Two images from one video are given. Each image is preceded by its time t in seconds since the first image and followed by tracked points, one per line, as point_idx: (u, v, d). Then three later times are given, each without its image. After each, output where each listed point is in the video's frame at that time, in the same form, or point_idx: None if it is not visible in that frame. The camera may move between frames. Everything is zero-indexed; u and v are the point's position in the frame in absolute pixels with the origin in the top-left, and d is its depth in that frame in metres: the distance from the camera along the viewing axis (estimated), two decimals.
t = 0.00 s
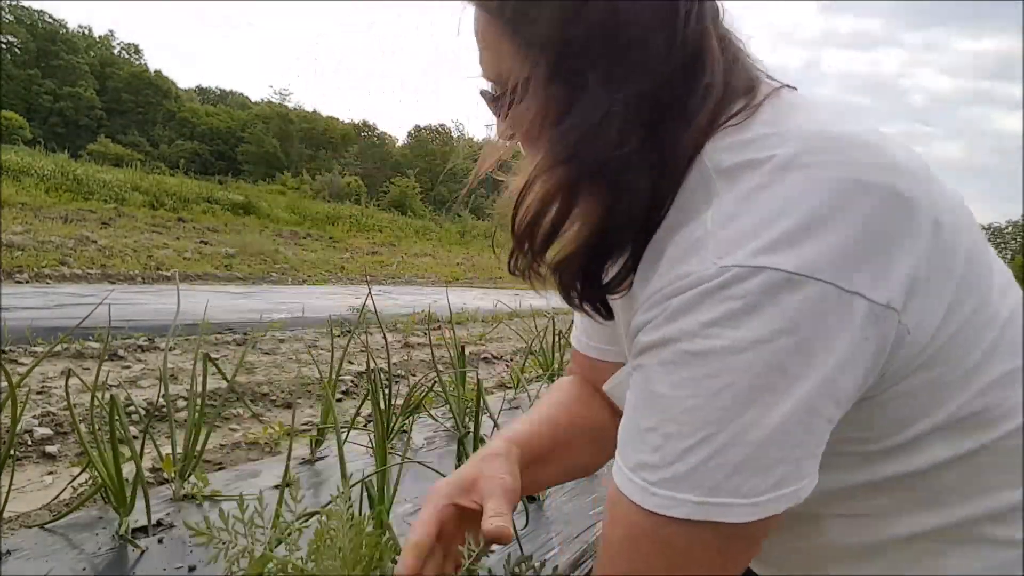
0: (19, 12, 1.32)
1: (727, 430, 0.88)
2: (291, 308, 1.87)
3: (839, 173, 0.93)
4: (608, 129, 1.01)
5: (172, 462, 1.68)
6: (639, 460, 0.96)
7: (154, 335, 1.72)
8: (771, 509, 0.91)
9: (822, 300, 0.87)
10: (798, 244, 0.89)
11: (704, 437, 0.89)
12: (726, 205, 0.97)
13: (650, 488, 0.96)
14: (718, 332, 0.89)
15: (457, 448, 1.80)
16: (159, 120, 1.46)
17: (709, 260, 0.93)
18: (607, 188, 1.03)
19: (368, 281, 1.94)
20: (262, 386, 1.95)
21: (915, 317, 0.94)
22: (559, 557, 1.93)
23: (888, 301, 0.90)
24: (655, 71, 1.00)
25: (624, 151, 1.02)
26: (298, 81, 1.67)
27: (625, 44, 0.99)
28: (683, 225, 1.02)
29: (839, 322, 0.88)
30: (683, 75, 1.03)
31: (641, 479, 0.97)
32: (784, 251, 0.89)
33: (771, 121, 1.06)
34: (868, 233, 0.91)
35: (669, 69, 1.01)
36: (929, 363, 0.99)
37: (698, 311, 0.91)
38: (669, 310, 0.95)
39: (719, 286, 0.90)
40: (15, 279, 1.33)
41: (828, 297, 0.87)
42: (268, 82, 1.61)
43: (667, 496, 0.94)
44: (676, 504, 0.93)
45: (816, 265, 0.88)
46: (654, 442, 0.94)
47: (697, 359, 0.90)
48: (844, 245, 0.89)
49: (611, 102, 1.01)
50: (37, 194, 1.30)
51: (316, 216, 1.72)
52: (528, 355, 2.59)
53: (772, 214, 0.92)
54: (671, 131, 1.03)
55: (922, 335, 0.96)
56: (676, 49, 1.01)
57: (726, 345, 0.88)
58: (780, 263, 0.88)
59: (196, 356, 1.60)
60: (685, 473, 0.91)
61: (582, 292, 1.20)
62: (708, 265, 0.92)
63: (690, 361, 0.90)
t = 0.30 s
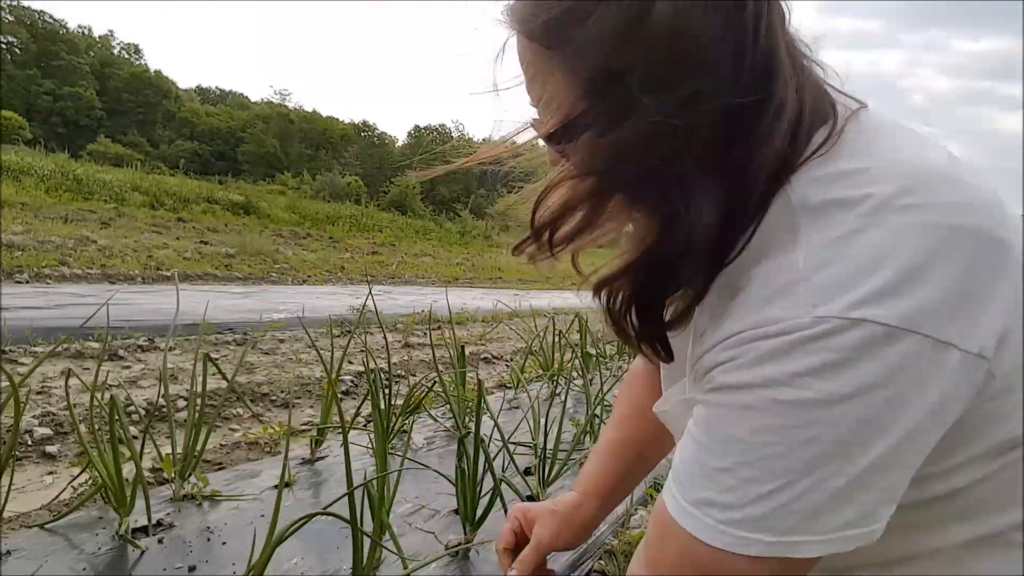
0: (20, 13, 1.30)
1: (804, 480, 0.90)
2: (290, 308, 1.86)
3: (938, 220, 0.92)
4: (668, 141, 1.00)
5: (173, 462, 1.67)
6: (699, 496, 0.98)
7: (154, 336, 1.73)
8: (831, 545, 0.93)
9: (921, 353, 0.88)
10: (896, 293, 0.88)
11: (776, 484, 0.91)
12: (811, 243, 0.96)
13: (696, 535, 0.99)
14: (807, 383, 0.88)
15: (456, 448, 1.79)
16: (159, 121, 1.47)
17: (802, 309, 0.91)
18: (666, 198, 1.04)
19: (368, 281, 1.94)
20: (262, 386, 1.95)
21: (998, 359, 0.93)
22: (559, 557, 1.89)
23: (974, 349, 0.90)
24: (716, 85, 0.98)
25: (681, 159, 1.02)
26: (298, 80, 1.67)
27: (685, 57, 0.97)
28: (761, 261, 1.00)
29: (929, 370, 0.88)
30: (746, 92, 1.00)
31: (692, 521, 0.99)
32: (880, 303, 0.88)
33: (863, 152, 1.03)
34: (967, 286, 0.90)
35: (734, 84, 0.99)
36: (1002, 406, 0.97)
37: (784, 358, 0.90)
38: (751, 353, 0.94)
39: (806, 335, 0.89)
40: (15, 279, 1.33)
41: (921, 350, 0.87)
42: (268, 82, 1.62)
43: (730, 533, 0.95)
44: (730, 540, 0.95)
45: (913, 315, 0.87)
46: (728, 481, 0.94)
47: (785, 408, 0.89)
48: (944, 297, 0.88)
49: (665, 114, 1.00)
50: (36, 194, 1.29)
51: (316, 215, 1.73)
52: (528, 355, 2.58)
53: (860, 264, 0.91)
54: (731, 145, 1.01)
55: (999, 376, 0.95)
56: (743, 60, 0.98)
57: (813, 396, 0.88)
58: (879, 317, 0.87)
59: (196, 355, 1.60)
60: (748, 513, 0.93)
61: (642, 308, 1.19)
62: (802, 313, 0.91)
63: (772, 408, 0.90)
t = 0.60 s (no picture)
0: (19, 12, 1.29)
1: (841, 480, 0.90)
2: (290, 308, 1.94)
3: (978, 239, 0.89)
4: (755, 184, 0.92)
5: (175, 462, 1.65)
6: (735, 492, 0.99)
7: (154, 335, 1.75)
8: (857, 540, 0.95)
9: (954, 366, 0.86)
10: (934, 305, 0.87)
11: (814, 483, 0.91)
12: (856, 259, 0.94)
13: (730, 534, 1.01)
14: (848, 389, 0.87)
15: (456, 447, 1.79)
16: (159, 121, 1.48)
17: (847, 320, 0.89)
18: (747, 244, 0.93)
19: (367, 281, 1.95)
20: (262, 385, 1.96)
21: None
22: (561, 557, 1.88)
23: (1010, 364, 0.88)
24: (790, 120, 0.93)
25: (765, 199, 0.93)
26: (298, 81, 1.67)
27: (757, 100, 0.91)
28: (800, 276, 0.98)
29: (962, 383, 0.87)
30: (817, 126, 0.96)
31: (727, 518, 1.01)
32: (923, 317, 0.86)
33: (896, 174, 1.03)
34: (1007, 299, 0.88)
35: (799, 125, 0.93)
36: None
37: (827, 367, 0.88)
38: (795, 359, 0.92)
39: (861, 343, 0.87)
40: (16, 279, 1.33)
41: (955, 361, 0.86)
42: (268, 82, 1.62)
43: (763, 528, 0.97)
44: (763, 537, 0.97)
45: (952, 329, 0.86)
46: (765, 478, 0.95)
47: (829, 414, 0.88)
48: (984, 309, 0.87)
49: (748, 154, 0.92)
50: (36, 194, 1.28)
51: (316, 216, 1.72)
52: (528, 355, 2.57)
53: (900, 278, 0.90)
54: (806, 183, 0.95)
55: None
56: (808, 105, 0.93)
57: (857, 401, 0.86)
58: (920, 329, 0.85)
59: (196, 355, 1.59)
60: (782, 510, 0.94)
61: (695, 356, 1.10)
62: (850, 324, 0.89)
63: (817, 412, 0.89)
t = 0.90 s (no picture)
0: (19, 12, 1.30)
1: (834, 450, 0.86)
2: (291, 307, 1.99)
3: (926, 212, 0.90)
4: (737, 183, 0.95)
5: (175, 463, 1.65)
6: (740, 471, 0.95)
7: (153, 335, 1.76)
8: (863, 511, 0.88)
9: (923, 329, 0.84)
10: (898, 270, 0.85)
11: (806, 451, 0.88)
12: (819, 239, 0.94)
13: (737, 513, 0.95)
14: (824, 357, 0.85)
15: (456, 448, 1.79)
16: (160, 121, 1.48)
17: (815, 293, 0.89)
18: (725, 236, 0.95)
19: (367, 281, 1.96)
20: (261, 385, 1.96)
21: (1002, 341, 0.90)
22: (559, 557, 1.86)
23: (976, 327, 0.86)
24: (766, 125, 0.96)
25: (744, 197, 0.95)
26: (298, 82, 1.68)
27: (737, 106, 0.95)
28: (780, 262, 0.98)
29: (938, 346, 0.85)
30: (788, 130, 0.99)
31: (735, 497, 0.95)
32: (880, 283, 0.85)
33: (859, 160, 1.03)
34: (962, 266, 0.87)
35: (773, 130, 0.97)
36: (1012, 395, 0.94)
37: (803, 341, 0.88)
38: (775, 340, 0.91)
39: (830, 313, 0.86)
40: (16, 279, 1.35)
41: (927, 325, 0.84)
42: (268, 82, 1.62)
43: (769, 505, 0.91)
44: (772, 513, 0.91)
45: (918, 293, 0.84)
46: (764, 454, 0.91)
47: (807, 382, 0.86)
48: (944, 272, 0.86)
49: (728, 154, 0.95)
50: (36, 194, 1.28)
51: (317, 216, 1.68)
52: (528, 355, 2.57)
53: (857, 250, 0.89)
54: (781, 182, 0.97)
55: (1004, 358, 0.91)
56: (780, 112, 0.98)
57: (838, 367, 0.84)
58: (880, 294, 0.84)
59: (196, 356, 1.58)
60: (781, 485, 0.90)
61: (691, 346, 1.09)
62: (818, 295, 0.88)
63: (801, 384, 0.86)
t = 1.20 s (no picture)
0: (19, 12, 1.31)
1: (740, 399, 0.84)
2: (289, 308, 2.00)
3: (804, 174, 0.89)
4: (621, 165, 0.93)
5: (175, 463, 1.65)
6: (673, 427, 0.90)
7: (153, 335, 1.76)
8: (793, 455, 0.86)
9: (817, 279, 0.82)
10: (787, 228, 0.84)
11: (715, 402, 0.85)
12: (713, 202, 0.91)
13: (684, 471, 0.89)
14: (735, 311, 0.82)
15: (456, 447, 1.79)
16: (159, 121, 1.48)
17: (718, 252, 0.86)
18: (612, 212, 0.97)
19: (367, 281, 1.96)
20: (262, 385, 1.96)
21: (902, 296, 0.90)
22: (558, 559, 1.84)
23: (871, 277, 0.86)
24: (657, 100, 0.92)
25: (631, 176, 0.94)
26: (297, 81, 1.68)
27: (627, 84, 0.91)
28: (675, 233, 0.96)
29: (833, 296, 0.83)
30: (685, 104, 0.94)
31: (675, 455, 0.90)
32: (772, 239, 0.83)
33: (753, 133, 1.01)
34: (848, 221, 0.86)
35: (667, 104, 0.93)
36: (923, 352, 0.95)
37: (711, 299, 0.85)
38: (682, 301, 0.89)
39: (728, 270, 0.84)
40: (15, 279, 1.33)
41: (822, 275, 0.83)
42: (267, 82, 1.62)
43: (704, 458, 0.87)
44: (714, 466, 0.87)
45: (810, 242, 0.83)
46: (692, 408, 0.88)
47: (721, 335, 0.83)
48: (837, 225, 0.85)
49: (612, 137, 0.93)
50: (37, 194, 1.27)
51: (316, 216, 1.69)
52: (528, 355, 2.57)
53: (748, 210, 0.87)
54: (676, 160, 0.94)
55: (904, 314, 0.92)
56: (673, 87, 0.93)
57: (741, 320, 0.82)
58: (774, 249, 0.82)
59: (196, 356, 1.58)
60: (703, 435, 0.87)
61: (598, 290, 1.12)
62: (717, 251, 0.86)
63: (713, 342, 0.84)
